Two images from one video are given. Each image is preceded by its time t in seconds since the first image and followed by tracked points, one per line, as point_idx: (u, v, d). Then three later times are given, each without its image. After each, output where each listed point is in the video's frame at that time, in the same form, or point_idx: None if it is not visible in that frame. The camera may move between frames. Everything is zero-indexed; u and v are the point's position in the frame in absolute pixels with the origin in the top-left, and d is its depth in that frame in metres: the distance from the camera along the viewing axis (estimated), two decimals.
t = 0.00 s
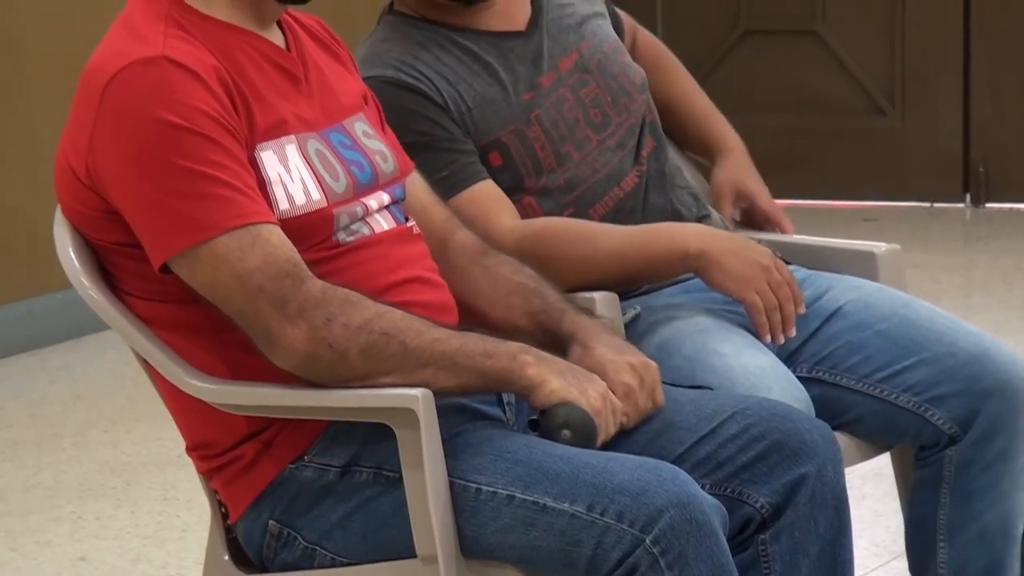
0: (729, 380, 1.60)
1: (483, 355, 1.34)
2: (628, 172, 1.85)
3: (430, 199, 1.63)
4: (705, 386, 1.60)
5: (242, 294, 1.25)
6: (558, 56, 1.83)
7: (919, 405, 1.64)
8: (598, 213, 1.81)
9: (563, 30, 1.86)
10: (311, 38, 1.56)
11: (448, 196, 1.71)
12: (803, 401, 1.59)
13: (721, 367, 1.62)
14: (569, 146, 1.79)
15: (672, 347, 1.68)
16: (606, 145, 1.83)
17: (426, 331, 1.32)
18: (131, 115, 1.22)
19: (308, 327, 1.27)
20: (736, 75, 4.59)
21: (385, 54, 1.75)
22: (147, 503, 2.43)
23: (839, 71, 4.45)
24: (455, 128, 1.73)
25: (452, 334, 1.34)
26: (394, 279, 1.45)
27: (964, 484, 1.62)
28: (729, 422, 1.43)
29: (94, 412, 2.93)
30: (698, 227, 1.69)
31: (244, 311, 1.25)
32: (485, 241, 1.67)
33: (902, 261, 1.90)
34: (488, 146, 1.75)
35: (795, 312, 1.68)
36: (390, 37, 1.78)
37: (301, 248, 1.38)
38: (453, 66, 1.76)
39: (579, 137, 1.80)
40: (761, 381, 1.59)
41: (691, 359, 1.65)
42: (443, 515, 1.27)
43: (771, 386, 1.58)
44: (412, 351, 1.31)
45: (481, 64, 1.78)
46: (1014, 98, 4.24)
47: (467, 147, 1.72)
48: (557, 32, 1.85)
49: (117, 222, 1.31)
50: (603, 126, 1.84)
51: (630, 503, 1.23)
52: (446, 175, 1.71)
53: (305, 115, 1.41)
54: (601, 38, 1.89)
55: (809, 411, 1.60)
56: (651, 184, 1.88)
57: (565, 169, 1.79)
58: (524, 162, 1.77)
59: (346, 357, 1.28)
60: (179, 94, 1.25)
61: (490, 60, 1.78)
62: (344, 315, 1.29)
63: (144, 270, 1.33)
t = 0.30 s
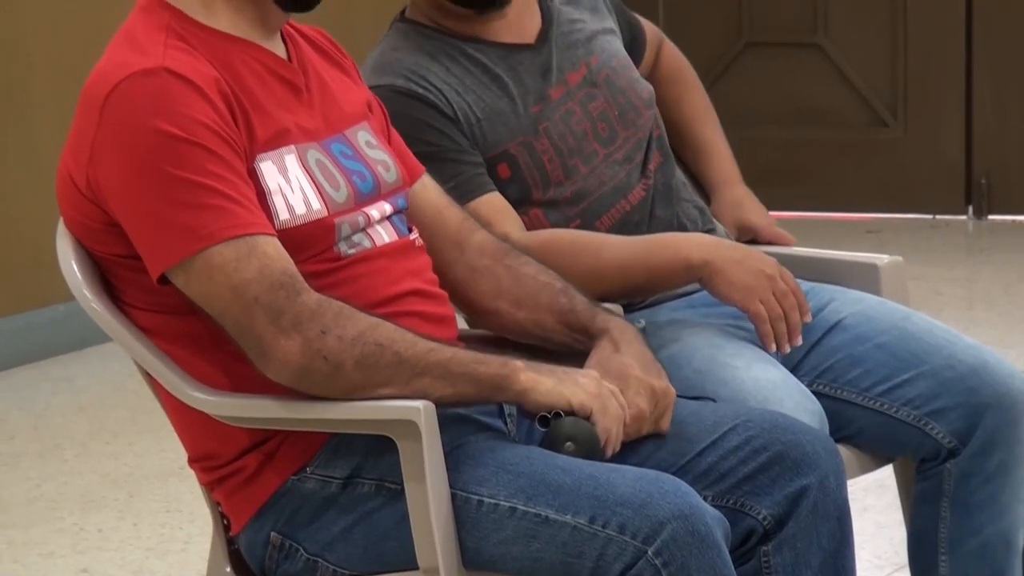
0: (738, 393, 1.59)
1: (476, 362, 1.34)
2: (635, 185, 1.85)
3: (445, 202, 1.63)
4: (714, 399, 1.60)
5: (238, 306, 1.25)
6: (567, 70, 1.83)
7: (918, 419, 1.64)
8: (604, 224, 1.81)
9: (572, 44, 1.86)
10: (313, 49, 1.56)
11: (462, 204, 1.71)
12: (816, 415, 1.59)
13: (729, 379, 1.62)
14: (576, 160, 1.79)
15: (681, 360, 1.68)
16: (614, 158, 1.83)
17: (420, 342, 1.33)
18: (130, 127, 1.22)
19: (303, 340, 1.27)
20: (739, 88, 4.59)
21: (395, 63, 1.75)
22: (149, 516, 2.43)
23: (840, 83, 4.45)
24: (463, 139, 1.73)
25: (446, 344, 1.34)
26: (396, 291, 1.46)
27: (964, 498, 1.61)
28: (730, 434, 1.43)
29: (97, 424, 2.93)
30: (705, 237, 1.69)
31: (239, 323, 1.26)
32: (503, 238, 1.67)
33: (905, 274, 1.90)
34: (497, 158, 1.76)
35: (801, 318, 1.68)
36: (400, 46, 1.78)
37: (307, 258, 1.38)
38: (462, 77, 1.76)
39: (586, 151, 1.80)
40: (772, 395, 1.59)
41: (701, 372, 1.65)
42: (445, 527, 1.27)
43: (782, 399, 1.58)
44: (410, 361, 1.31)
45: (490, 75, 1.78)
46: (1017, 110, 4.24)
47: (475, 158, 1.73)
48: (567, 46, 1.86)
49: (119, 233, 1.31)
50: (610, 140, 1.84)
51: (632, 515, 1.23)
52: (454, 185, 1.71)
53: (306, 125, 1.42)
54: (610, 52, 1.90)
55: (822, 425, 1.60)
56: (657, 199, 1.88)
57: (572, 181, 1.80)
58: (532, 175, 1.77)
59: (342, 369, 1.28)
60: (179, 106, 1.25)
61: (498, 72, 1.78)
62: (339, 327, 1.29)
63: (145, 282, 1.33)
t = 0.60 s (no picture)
0: (740, 405, 1.60)
1: (494, 372, 1.33)
2: (633, 202, 1.85)
3: (444, 216, 1.64)
4: (715, 412, 1.60)
5: (250, 321, 1.25)
6: (566, 87, 1.84)
7: (919, 432, 1.64)
8: (603, 242, 1.82)
9: (572, 61, 1.87)
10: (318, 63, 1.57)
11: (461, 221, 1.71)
12: (818, 428, 1.60)
13: (732, 393, 1.62)
14: (575, 177, 1.80)
15: (683, 373, 1.68)
16: (612, 176, 1.83)
17: (436, 353, 1.32)
18: (139, 143, 1.23)
19: (315, 354, 1.27)
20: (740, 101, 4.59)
21: (394, 81, 1.76)
22: (152, 529, 2.43)
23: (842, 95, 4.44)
24: (461, 156, 1.74)
25: (462, 352, 1.34)
26: (399, 306, 1.46)
27: (966, 511, 1.61)
28: (734, 447, 1.43)
29: (101, 438, 2.93)
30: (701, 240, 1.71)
31: (252, 337, 1.26)
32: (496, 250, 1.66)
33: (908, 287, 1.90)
34: (495, 175, 1.76)
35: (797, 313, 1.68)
36: (399, 63, 1.79)
37: (313, 272, 1.38)
38: (461, 94, 1.77)
39: (586, 167, 1.81)
40: (774, 408, 1.59)
41: (701, 386, 1.65)
42: (448, 541, 1.27)
43: (784, 412, 1.58)
44: (424, 373, 1.31)
45: (490, 92, 1.78)
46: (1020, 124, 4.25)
47: (473, 175, 1.73)
48: (566, 64, 1.86)
49: (126, 247, 1.31)
50: (609, 157, 1.84)
51: (635, 529, 1.23)
52: (453, 202, 1.71)
53: (313, 139, 1.42)
54: (610, 69, 1.90)
55: (824, 438, 1.60)
56: (656, 215, 1.89)
57: (571, 199, 1.80)
58: (530, 191, 1.77)
59: (355, 384, 1.29)
60: (188, 121, 1.25)
61: (498, 88, 1.79)
62: (351, 341, 1.29)
63: (150, 295, 1.34)
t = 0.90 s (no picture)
0: (744, 420, 1.59)
1: (494, 390, 1.34)
2: (636, 218, 1.85)
3: (442, 237, 1.64)
4: (719, 426, 1.60)
5: (250, 336, 1.25)
6: (571, 102, 1.84)
7: (923, 448, 1.64)
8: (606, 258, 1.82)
9: (577, 77, 1.87)
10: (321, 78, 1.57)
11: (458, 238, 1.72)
12: (823, 443, 1.59)
13: (735, 407, 1.62)
14: (578, 193, 1.80)
15: (686, 388, 1.68)
16: (616, 192, 1.83)
17: (436, 368, 1.32)
18: (142, 156, 1.23)
19: (316, 370, 1.27)
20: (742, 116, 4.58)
21: (397, 94, 1.77)
22: (156, 543, 2.43)
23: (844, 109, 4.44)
24: (464, 170, 1.74)
25: (461, 368, 1.34)
26: (401, 320, 1.46)
27: (971, 526, 1.61)
28: (737, 461, 1.43)
29: (105, 451, 2.93)
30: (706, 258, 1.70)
31: (252, 351, 1.26)
32: (488, 273, 1.66)
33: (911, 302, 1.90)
34: (499, 190, 1.76)
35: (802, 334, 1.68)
36: (403, 77, 1.79)
37: (313, 287, 1.38)
38: (465, 108, 1.77)
39: (589, 184, 1.81)
40: (778, 422, 1.59)
41: (705, 401, 1.65)
42: (451, 555, 1.27)
43: (788, 427, 1.58)
44: (425, 390, 1.31)
45: (493, 107, 1.79)
46: None
47: (477, 189, 1.73)
48: (571, 78, 1.86)
49: (129, 260, 1.31)
50: (613, 173, 1.84)
51: (639, 543, 1.23)
52: (457, 216, 1.71)
53: (315, 154, 1.42)
54: (615, 85, 1.90)
55: (829, 453, 1.60)
56: (659, 231, 1.89)
57: (574, 215, 1.80)
58: (533, 208, 1.78)
59: (355, 400, 1.28)
60: (191, 135, 1.26)
61: (501, 103, 1.79)
62: (352, 356, 1.29)
63: (153, 309, 1.34)
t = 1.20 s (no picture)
0: (747, 435, 1.59)
1: (485, 404, 1.34)
2: (641, 234, 1.85)
3: (444, 259, 1.65)
4: (723, 441, 1.60)
5: (246, 352, 1.25)
6: (577, 118, 1.85)
7: (927, 464, 1.63)
8: (611, 273, 1.82)
9: (583, 94, 1.88)
10: (328, 95, 1.57)
11: (459, 255, 1.73)
12: (826, 459, 1.59)
13: (738, 422, 1.62)
14: (584, 209, 1.80)
15: (689, 403, 1.68)
16: (620, 208, 1.83)
17: (429, 385, 1.32)
18: (144, 170, 1.24)
19: (310, 386, 1.28)
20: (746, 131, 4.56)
21: (402, 109, 1.77)
22: (159, 559, 2.43)
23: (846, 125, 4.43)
24: (469, 184, 1.74)
25: (454, 385, 1.34)
26: (404, 337, 1.46)
27: (974, 542, 1.61)
28: (741, 477, 1.43)
29: (108, 467, 2.93)
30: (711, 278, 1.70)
31: (245, 368, 1.26)
32: (494, 299, 1.67)
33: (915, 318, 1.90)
34: (504, 205, 1.77)
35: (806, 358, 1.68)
36: (410, 91, 1.80)
37: (317, 302, 1.39)
38: (470, 122, 1.78)
39: (594, 200, 1.81)
40: (781, 438, 1.59)
41: (708, 416, 1.65)
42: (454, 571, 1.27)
43: (791, 442, 1.58)
44: (418, 407, 1.31)
45: (498, 122, 1.79)
46: None
47: (481, 204, 1.73)
48: (578, 94, 1.87)
49: (131, 275, 1.32)
50: (618, 189, 1.84)
51: (642, 559, 1.23)
52: (462, 229, 1.72)
53: (320, 171, 1.43)
54: (621, 102, 1.90)
55: (833, 469, 1.60)
56: (664, 246, 1.89)
57: (579, 230, 1.80)
58: (538, 223, 1.78)
59: (349, 418, 1.29)
60: (194, 150, 1.26)
61: (507, 117, 1.79)
62: (345, 372, 1.29)
63: (155, 324, 1.34)
